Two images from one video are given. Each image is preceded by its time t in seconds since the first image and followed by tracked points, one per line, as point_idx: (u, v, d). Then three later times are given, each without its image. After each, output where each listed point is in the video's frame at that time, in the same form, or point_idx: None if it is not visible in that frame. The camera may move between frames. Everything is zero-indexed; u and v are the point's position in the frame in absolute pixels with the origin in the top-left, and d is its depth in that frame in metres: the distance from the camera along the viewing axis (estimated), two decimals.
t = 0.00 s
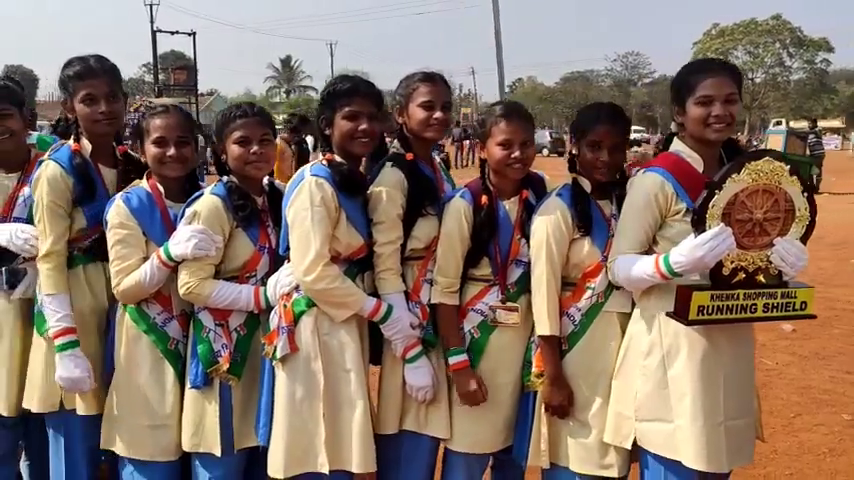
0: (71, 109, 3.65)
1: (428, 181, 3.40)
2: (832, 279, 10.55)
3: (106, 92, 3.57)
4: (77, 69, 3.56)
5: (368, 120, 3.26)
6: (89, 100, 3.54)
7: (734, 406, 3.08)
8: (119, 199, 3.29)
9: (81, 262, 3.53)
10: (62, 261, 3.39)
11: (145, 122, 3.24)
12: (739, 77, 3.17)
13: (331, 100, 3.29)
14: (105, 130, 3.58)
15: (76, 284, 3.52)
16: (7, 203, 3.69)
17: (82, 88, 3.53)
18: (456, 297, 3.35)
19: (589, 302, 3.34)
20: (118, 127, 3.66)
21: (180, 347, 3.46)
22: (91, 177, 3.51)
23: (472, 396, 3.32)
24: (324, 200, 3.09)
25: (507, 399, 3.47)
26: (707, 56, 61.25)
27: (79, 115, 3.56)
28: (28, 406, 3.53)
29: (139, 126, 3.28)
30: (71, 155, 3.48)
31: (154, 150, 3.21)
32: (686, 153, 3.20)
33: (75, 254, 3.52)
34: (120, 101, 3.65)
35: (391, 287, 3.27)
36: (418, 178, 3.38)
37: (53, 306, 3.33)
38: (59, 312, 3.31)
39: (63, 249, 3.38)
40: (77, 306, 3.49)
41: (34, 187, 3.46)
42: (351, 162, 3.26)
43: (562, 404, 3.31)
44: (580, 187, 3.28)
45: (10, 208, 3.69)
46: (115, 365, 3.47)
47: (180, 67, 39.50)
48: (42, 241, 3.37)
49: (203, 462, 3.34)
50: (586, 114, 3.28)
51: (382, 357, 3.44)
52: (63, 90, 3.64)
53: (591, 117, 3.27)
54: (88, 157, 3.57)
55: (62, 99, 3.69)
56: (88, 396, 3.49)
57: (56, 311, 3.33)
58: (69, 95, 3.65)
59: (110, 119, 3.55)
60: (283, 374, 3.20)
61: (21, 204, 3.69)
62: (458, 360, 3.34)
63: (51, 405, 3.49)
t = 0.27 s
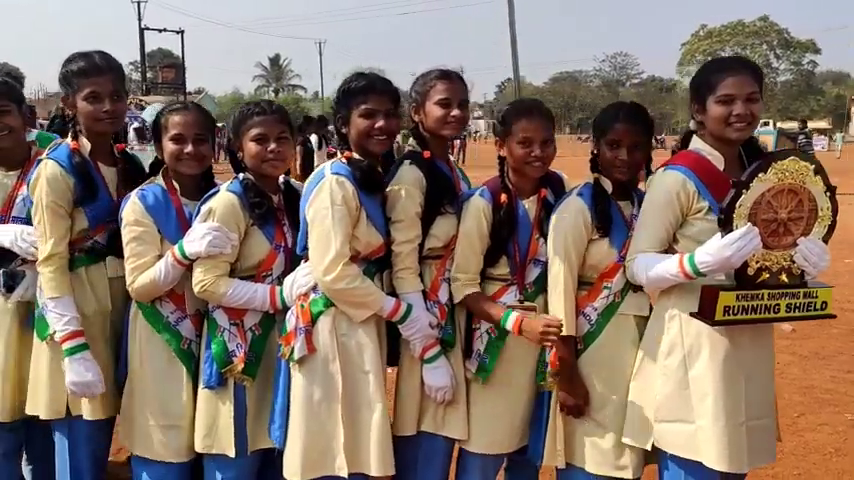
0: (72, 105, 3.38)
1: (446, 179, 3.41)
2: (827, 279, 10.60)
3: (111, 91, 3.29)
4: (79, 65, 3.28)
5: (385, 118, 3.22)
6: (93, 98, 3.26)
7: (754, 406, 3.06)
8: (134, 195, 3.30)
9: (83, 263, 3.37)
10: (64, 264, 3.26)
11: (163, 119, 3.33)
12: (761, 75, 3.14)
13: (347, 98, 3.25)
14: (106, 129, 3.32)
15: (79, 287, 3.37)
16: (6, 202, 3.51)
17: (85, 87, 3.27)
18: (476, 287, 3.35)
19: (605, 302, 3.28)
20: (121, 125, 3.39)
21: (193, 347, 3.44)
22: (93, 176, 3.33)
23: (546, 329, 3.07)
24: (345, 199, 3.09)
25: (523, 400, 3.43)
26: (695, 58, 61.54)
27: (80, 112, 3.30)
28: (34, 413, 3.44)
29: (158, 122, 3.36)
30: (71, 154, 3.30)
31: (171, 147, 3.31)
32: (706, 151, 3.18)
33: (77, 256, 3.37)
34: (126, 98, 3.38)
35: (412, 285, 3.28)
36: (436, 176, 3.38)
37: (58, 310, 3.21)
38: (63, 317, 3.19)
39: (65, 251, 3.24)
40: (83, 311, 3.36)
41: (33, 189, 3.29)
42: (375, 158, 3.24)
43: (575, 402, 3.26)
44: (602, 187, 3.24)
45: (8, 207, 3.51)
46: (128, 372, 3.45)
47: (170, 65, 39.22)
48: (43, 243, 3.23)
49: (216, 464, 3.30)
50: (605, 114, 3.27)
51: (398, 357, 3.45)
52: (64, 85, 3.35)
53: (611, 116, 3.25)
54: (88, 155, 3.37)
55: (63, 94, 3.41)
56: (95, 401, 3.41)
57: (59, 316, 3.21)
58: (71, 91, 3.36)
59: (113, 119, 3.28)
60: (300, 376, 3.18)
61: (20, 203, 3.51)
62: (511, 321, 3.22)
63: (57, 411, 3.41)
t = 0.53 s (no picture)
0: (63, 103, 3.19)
1: (459, 180, 3.34)
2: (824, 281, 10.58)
3: (108, 89, 3.13)
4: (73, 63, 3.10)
5: (395, 118, 3.16)
6: (89, 96, 3.10)
7: (775, 412, 3.00)
8: (135, 196, 3.20)
9: (83, 267, 3.26)
10: (63, 267, 3.13)
11: (168, 118, 3.27)
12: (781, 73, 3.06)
13: (357, 97, 3.20)
14: (101, 129, 3.14)
15: (79, 291, 3.25)
16: None
17: (80, 85, 3.09)
18: (490, 291, 3.26)
19: (620, 306, 3.19)
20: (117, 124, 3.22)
21: (195, 353, 3.32)
22: (92, 176, 3.21)
23: (578, 266, 3.06)
24: (360, 201, 3.05)
25: (536, 406, 3.33)
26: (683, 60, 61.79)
27: (75, 111, 3.13)
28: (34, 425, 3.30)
29: (162, 121, 3.31)
30: (70, 154, 3.18)
31: (176, 146, 3.25)
32: (725, 151, 3.09)
33: (77, 258, 3.26)
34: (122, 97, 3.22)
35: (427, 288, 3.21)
36: (448, 177, 3.30)
37: (55, 316, 3.09)
38: (61, 323, 3.07)
39: (63, 255, 3.11)
40: (82, 316, 3.25)
41: (30, 190, 3.15)
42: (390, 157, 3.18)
43: (590, 408, 3.16)
44: (621, 189, 3.17)
45: None
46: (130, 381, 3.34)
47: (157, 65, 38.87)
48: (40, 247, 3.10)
49: (221, 473, 3.20)
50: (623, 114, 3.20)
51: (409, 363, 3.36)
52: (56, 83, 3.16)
53: (629, 115, 3.18)
54: (87, 155, 3.24)
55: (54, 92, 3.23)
56: (96, 411, 3.30)
57: (55, 323, 3.09)
58: (64, 89, 3.16)
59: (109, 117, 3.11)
60: (311, 382, 3.12)
61: (11, 205, 3.30)
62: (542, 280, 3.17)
63: (58, 422, 3.27)
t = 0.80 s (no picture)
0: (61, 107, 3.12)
1: (464, 185, 3.29)
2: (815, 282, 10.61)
3: (104, 93, 3.04)
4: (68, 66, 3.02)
5: (403, 123, 3.12)
6: (85, 100, 3.02)
7: (787, 420, 2.98)
8: (132, 203, 3.10)
9: (81, 274, 3.17)
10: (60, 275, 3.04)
11: (163, 122, 3.16)
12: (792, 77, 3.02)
13: (364, 101, 3.18)
14: (98, 134, 3.05)
15: (75, 300, 3.17)
16: None
17: (75, 89, 3.00)
18: (493, 299, 3.21)
19: (629, 313, 3.14)
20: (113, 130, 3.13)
21: (194, 363, 3.23)
22: (88, 182, 3.10)
23: (583, 281, 3.03)
24: (366, 207, 2.99)
25: (540, 414, 3.26)
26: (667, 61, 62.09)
27: (71, 115, 3.04)
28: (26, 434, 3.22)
29: (157, 125, 3.20)
30: (64, 161, 3.07)
31: (171, 151, 3.12)
32: (735, 155, 3.04)
33: (76, 265, 3.17)
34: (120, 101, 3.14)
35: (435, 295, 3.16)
36: (452, 182, 3.26)
37: (49, 326, 3.00)
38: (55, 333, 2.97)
39: (59, 263, 3.01)
40: (81, 325, 3.18)
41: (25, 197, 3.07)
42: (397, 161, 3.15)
43: (598, 417, 3.10)
44: (630, 194, 3.14)
45: None
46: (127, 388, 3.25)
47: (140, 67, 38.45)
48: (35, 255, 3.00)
49: None
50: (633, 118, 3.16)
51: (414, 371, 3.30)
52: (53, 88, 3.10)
53: (637, 120, 3.14)
54: (82, 161, 3.14)
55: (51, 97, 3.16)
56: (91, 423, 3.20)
57: (51, 333, 3.00)
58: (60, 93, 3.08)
59: (106, 122, 3.02)
60: (316, 392, 3.07)
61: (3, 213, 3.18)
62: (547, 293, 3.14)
63: (52, 431, 3.19)
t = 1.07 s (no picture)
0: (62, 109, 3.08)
1: (465, 186, 3.25)
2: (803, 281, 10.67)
3: (105, 95, 2.98)
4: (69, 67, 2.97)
5: (407, 125, 3.11)
6: (85, 102, 2.97)
7: (792, 420, 2.99)
8: (132, 206, 3.06)
9: (82, 277, 3.11)
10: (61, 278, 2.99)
11: (164, 123, 3.15)
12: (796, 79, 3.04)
13: (369, 103, 3.17)
14: (99, 136, 3.01)
15: (75, 305, 3.11)
16: None
17: (75, 90, 2.94)
18: (495, 302, 3.19)
19: (633, 315, 3.13)
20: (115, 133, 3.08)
21: (195, 368, 3.19)
22: (88, 184, 3.05)
23: (587, 287, 3.04)
24: (370, 209, 2.97)
25: (544, 416, 3.24)
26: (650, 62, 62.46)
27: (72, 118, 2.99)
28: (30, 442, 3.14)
29: (158, 127, 3.19)
30: (65, 163, 3.02)
31: (172, 153, 3.11)
32: (739, 157, 3.05)
33: (78, 268, 3.12)
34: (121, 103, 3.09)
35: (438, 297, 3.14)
36: (455, 183, 3.22)
37: (48, 328, 2.95)
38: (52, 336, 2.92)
39: (59, 265, 2.96)
40: (86, 330, 3.12)
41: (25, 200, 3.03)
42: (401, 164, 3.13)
43: (603, 420, 3.09)
44: (630, 195, 3.11)
45: None
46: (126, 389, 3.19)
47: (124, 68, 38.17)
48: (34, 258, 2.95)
49: None
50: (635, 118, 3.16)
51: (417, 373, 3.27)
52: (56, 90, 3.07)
53: (641, 121, 3.13)
54: (83, 163, 3.09)
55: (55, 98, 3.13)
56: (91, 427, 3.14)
57: (52, 335, 2.96)
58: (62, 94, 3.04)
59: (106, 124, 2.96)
60: (320, 396, 3.04)
61: None
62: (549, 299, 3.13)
63: (56, 438, 3.12)
